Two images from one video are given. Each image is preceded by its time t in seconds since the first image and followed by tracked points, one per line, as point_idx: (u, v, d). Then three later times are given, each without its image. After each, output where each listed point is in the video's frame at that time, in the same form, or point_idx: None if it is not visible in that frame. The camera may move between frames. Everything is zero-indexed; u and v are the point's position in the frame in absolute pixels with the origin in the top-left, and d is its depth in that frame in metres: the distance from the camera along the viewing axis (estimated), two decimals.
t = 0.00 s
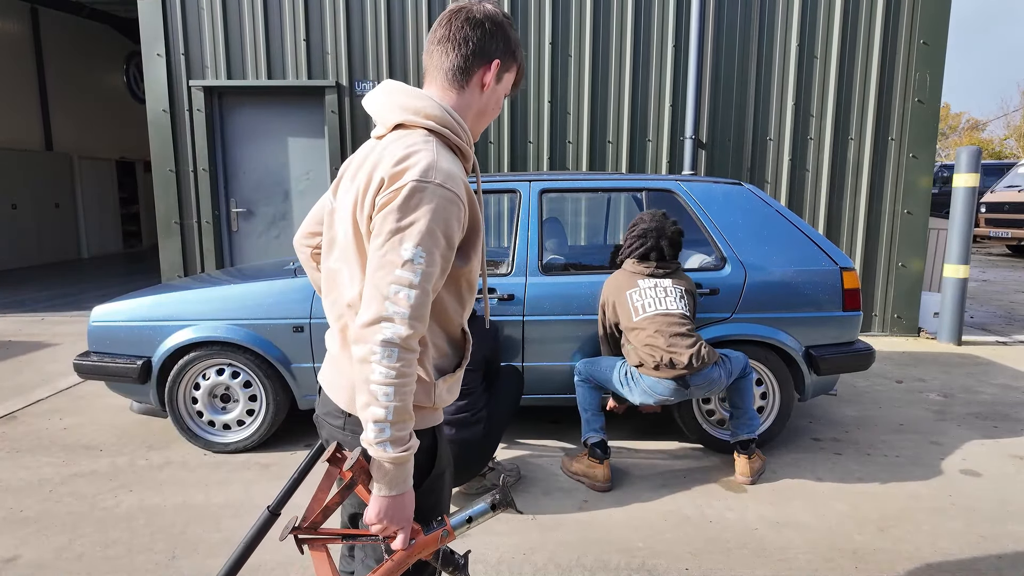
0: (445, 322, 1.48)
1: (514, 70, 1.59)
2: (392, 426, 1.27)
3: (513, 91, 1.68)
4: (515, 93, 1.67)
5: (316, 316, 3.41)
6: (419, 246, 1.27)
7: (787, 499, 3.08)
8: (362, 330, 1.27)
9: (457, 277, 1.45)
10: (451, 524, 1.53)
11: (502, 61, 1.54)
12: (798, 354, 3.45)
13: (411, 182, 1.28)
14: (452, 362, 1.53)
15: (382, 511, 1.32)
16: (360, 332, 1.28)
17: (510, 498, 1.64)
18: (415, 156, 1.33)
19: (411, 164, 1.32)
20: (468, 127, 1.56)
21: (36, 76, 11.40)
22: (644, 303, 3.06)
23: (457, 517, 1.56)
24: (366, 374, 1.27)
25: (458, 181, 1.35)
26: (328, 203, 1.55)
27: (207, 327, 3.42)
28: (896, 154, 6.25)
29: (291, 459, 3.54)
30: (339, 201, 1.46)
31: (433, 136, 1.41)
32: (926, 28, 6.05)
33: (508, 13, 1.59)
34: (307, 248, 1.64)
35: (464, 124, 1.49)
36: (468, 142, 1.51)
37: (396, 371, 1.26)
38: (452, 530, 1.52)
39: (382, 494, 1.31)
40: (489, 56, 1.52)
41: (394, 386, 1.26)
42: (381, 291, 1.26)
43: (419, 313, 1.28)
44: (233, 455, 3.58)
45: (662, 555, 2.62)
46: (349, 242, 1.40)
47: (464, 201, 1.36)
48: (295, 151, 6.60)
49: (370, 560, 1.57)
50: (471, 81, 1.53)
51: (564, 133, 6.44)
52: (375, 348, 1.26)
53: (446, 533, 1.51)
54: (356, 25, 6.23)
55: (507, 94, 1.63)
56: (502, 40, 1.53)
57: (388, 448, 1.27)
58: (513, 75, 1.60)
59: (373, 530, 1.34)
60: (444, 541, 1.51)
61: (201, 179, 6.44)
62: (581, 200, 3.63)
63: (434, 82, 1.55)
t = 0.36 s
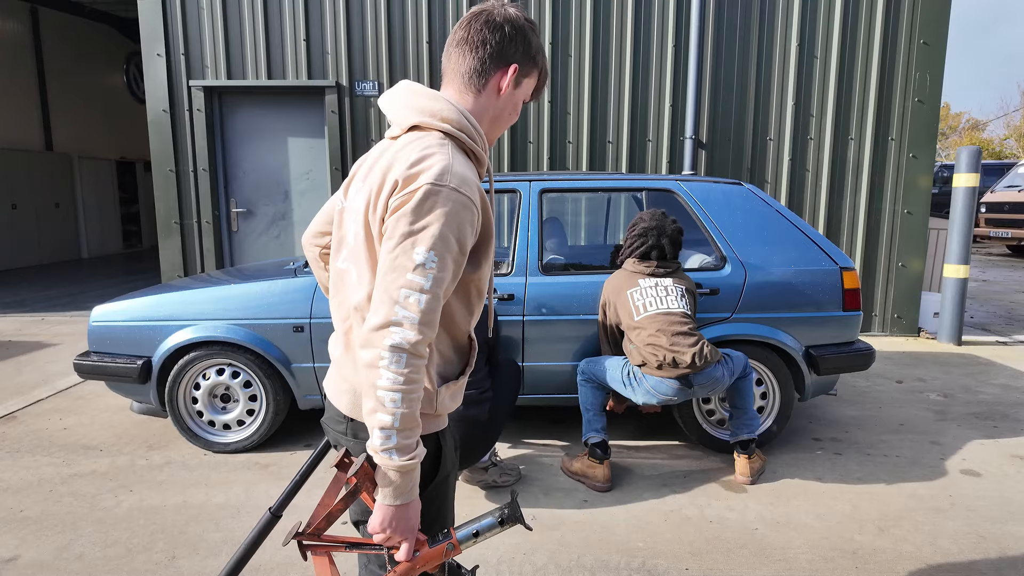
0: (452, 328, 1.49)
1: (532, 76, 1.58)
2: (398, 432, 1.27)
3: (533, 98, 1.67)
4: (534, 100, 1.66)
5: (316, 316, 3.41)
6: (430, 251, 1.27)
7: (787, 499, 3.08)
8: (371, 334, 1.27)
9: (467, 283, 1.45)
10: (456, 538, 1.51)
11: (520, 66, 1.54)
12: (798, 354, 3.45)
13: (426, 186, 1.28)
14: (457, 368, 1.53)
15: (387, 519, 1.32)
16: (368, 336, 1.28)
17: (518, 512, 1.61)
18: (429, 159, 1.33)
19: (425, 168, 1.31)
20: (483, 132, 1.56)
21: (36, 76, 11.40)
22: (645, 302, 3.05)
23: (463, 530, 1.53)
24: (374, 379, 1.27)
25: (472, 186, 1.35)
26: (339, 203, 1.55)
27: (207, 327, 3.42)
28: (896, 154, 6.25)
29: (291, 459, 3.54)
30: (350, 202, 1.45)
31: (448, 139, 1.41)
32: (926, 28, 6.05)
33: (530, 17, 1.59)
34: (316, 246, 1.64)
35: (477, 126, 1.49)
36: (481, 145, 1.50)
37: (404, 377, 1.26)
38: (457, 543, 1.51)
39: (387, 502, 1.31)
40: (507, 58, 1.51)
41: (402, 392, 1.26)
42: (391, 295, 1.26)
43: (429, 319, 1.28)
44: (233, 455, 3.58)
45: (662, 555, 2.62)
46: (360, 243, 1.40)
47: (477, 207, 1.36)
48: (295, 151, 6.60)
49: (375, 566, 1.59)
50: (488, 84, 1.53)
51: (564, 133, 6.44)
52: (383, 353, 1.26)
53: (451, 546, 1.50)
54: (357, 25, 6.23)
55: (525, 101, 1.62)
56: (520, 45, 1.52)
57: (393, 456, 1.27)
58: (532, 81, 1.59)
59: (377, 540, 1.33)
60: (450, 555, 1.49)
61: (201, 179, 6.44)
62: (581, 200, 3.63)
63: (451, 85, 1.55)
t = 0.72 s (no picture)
0: (466, 320, 1.48)
1: (544, 77, 1.53)
2: (411, 411, 1.27)
3: (559, 102, 1.60)
4: (558, 105, 1.59)
5: (316, 315, 3.41)
6: (441, 236, 1.27)
7: (787, 499, 3.08)
8: (384, 317, 1.28)
9: (479, 275, 1.46)
10: (464, 522, 1.52)
11: (525, 66, 1.50)
12: (798, 354, 3.45)
13: (437, 175, 1.30)
14: (471, 360, 1.52)
15: (397, 498, 1.32)
16: (382, 320, 1.28)
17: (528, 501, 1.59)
18: (441, 152, 1.35)
19: (437, 159, 1.33)
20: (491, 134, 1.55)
21: (36, 76, 11.40)
22: (653, 296, 3.06)
23: (471, 517, 1.53)
24: (387, 361, 1.27)
25: (483, 178, 1.36)
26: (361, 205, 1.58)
27: (207, 327, 3.42)
28: (896, 154, 6.25)
29: (291, 459, 3.54)
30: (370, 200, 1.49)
31: (461, 137, 1.42)
32: (926, 29, 6.05)
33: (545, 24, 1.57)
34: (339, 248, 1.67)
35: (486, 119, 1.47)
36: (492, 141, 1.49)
37: (415, 358, 1.26)
38: (466, 528, 1.51)
39: (398, 481, 1.31)
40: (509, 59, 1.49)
41: (414, 372, 1.26)
42: (402, 279, 1.27)
43: (439, 302, 1.28)
44: (233, 455, 3.58)
45: (662, 555, 2.62)
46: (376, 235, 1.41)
47: (488, 197, 1.37)
48: (295, 151, 6.61)
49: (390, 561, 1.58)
50: (493, 86, 1.53)
51: (563, 133, 6.43)
52: (395, 334, 1.26)
53: (460, 531, 1.51)
54: (357, 25, 6.22)
55: (539, 103, 1.56)
56: (526, 46, 1.50)
57: (405, 434, 1.27)
58: (544, 81, 1.53)
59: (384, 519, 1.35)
60: (457, 539, 1.50)
61: (201, 179, 6.44)
62: (581, 200, 3.62)
63: (468, 93, 1.60)
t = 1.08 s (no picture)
0: (479, 305, 1.50)
1: (541, 64, 1.49)
2: (422, 383, 1.29)
3: (561, 92, 1.50)
4: (569, 94, 1.50)
5: (316, 315, 3.41)
6: (449, 215, 1.31)
7: (787, 499, 3.08)
8: (395, 292, 1.32)
9: (492, 261, 1.47)
10: (486, 482, 1.50)
11: (520, 59, 1.52)
12: (798, 354, 3.45)
13: (447, 159, 1.34)
14: (485, 346, 1.53)
15: (419, 465, 1.35)
16: (393, 295, 1.32)
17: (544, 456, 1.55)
18: (454, 140, 1.40)
19: (449, 146, 1.38)
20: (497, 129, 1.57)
21: (36, 76, 11.39)
22: (664, 290, 3.05)
23: (492, 476, 1.51)
24: (398, 334, 1.30)
25: (493, 163, 1.39)
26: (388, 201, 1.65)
27: (207, 327, 3.42)
28: (896, 154, 6.25)
29: (291, 459, 3.54)
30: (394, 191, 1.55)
31: (475, 130, 1.46)
32: (927, 29, 6.05)
33: (560, 27, 1.57)
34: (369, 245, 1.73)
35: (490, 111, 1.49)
36: (498, 132, 1.48)
37: (424, 330, 1.29)
38: (488, 488, 1.49)
39: (417, 449, 1.33)
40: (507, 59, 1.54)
41: (424, 344, 1.29)
42: (411, 255, 1.30)
43: (447, 278, 1.30)
44: (233, 455, 3.58)
45: (662, 555, 2.62)
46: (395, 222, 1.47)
47: (497, 181, 1.39)
48: (295, 151, 6.61)
49: (436, 545, 1.59)
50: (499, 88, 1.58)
51: (563, 133, 6.43)
52: (405, 308, 1.29)
53: (483, 490, 1.49)
54: (357, 25, 6.22)
55: (533, 91, 1.50)
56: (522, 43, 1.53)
57: (419, 403, 1.30)
58: (541, 69, 1.48)
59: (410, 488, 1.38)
60: (481, 498, 1.48)
61: (201, 179, 6.44)
62: (581, 200, 3.62)
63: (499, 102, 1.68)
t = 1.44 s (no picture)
0: (510, 312, 1.48)
1: (570, 56, 1.46)
2: (449, 397, 1.29)
3: (592, 83, 1.47)
4: (601, 86, 1.47)
5: (316, 315, 3.41)
6: (477, 222, 1.29)
7: (787, 499, 3.08)
8: (424, 303, 1.31)
9: (523, 266, 1.44)
10: (505, 501, 1.49)
11: (550, 53, 1.49)
12: (798, 354, 3.45)
13: (474, 164, 1.32)
14: (517, 353, 1.52)
15: (441, 479, 1.33)
16: (422, 306, 1.31)
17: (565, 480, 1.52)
18: (482, 143, 1.38)
19: (476, 149, 1.36)
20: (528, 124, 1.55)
21: (36, 76, 11.39)
22: (665, 287, 3.06)
23: (512, 496, 1.50)
24: (427, 346, 1.29)
25: (523, 166, 1.36)
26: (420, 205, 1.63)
27: (207, 327, 3.42)
28: (896, 155, 6.25)
29: (291, 459, 3.54)
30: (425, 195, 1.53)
31: (505, 130, 1.43)
32: (926, 29, 6.05)
33: (590, 17, 1.54)
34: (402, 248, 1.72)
35: (519, 109, 1.47)
36: (529, 132, 1.46)
37: (454, 343, 1.27)
38: (506, 507, 1.49)
39: (439, 462, 1.32)
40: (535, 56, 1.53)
41: (453, 357, 1.28)
42: (439, 264, 1.29)
43: (476, 289, 1.28)
44: (233, 455, 3.58)
45: (662, 555, 2.62)
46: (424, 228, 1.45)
47: (527, 185, 1.36)
48: (295, 151, 6.62)
49: (460, 555, 1.60)
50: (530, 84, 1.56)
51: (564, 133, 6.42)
52: (433, 320, 1.28)
53: (500, 509, 1.49)
54: (357, 24, 6.22)
55: (565, 85, 1.48)
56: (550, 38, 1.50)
57: (444, 418, 1.29)
58: (571, 61, 1.46)
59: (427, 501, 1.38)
60: (499, 516, 1.48)
61: (201, 179, 6.44)
62: (581, 200, 3.62)
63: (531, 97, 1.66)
